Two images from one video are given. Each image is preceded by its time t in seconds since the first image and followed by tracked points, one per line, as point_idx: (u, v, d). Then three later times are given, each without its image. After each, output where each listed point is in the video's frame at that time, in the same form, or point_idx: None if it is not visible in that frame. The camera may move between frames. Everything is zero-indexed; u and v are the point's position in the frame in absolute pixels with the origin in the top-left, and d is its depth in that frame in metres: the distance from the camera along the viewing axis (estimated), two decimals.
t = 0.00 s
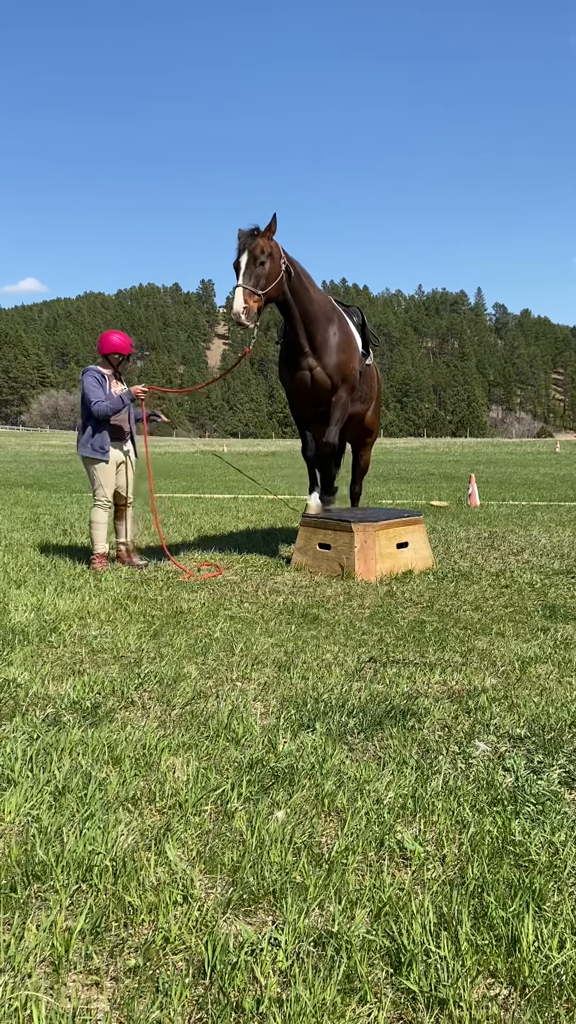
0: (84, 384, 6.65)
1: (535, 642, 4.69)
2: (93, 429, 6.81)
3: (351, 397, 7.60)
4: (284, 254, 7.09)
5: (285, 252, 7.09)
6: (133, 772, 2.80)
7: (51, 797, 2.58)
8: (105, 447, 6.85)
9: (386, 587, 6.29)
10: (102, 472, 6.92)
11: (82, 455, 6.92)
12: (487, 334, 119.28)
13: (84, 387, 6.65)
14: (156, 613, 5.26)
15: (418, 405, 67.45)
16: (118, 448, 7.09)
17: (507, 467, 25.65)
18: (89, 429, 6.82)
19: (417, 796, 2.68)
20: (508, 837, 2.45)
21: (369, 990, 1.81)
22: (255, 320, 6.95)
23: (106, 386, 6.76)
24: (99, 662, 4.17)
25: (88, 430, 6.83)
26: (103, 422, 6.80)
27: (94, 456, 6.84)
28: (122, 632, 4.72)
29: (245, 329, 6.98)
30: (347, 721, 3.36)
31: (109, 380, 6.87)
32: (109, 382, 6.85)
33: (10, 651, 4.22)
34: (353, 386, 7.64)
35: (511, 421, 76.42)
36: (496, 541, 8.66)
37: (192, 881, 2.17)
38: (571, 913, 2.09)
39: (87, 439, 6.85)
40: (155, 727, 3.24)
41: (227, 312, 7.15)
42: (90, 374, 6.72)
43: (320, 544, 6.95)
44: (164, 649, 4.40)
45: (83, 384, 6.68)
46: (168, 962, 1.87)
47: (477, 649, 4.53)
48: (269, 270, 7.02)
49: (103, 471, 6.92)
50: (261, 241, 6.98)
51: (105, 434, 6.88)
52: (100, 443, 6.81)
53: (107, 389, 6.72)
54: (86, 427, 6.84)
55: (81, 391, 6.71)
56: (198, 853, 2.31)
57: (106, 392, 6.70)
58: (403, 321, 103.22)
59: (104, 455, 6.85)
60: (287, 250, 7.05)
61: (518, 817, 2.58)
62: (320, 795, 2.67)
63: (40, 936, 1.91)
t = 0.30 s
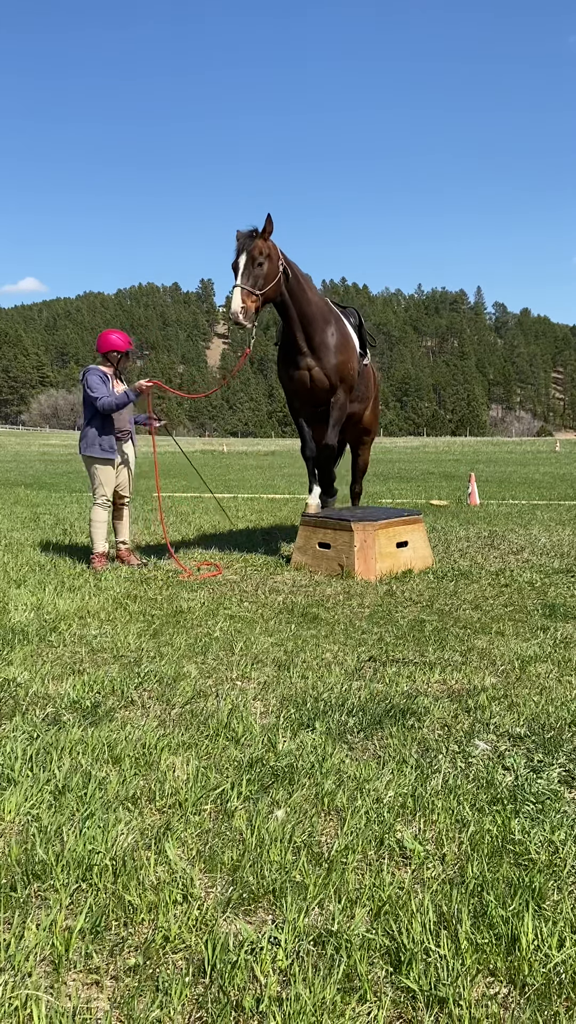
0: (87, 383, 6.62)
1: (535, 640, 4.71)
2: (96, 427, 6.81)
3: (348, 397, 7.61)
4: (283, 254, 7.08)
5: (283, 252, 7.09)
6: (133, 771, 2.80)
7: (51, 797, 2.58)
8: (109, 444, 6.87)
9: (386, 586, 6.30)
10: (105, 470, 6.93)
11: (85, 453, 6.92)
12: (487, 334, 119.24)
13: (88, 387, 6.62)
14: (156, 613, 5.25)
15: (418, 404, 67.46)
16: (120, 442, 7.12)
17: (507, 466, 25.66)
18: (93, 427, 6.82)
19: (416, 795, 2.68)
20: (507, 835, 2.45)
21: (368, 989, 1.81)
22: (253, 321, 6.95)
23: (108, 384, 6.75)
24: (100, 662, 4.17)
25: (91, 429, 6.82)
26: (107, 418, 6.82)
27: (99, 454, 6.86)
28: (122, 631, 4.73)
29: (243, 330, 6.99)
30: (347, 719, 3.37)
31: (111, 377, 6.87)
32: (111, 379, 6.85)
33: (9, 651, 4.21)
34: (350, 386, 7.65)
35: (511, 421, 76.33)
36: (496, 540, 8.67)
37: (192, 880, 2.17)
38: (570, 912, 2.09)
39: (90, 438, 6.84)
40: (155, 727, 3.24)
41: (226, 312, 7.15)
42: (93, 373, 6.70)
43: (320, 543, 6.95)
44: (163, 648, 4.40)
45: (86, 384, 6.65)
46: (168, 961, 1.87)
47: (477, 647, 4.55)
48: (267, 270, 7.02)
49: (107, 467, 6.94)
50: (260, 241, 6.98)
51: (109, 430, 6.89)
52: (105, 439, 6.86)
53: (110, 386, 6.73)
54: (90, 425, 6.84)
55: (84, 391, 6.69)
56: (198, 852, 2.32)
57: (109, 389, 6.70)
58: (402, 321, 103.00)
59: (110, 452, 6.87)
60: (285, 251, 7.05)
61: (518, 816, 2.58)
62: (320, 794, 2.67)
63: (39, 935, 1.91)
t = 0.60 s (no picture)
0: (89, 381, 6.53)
1: (535, 639, 4.71)
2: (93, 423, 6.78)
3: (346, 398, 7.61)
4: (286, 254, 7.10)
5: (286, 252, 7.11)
6: (133, 771, 2.81)
7: (52, 797, 2.59)
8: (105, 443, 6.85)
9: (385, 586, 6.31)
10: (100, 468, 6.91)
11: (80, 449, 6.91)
12: (486, 334, 118.43)
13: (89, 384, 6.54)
14: (156, 612, 5.26)
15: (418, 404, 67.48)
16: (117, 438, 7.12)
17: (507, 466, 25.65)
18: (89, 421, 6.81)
19: (417, 794, 2.68)
20: (508, 835, 2.45)
21: (369, 989, 1.81)
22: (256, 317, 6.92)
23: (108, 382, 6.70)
24: (100, 662, 4.17)
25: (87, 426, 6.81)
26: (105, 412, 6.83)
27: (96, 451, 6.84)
28: (122, 631, 4.74)
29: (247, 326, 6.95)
30: (347, 719, 3.38)
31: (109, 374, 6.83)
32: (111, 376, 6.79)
33: (10, 651, 4.21)
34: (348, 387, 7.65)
35: (511, 421, 76.27)
36: (496, 540, 8.67)
37: (192, 879, 2.17)
38: (570, 911, 2.09)
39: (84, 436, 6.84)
40: (155, 727, 3.25)
41: (229, 309, 7.11)
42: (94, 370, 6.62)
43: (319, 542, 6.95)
44: (164, 647, 4.41)
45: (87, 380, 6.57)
46: (168, 961, 1.88)
47: (477, 647, 4.55)
48: (271, 269, 7.03)
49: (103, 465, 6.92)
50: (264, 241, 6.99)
51: (105, 425, 6.92)
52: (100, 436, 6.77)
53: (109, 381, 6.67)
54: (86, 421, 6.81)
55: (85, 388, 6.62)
56: (199, 851, 2.32)
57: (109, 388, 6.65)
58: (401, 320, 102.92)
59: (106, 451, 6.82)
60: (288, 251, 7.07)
61: (518, 815, 2.58)
62: (320, 793, 2.67)
63: (40, 935, 1.91)
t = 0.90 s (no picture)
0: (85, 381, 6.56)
1: (535, 639, 4.71)
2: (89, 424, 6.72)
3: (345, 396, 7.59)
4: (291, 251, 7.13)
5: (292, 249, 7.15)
6: (133, 771, 2.81)
7: (51, 797, 2.58)
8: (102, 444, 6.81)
9: (385, 585, 6.30)
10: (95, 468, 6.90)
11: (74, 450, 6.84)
12: (486, 334, 118.51)
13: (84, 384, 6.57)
14: (155, 612, 5.26)
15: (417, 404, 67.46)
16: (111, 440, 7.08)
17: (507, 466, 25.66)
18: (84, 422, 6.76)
19: (416, 794, 2.68)
20: (507, 834, 2.45)
21: (368, 988, 1.82)
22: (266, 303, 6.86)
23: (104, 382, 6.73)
24: (99, 662, 4.17)
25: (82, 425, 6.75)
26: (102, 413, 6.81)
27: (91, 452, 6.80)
28: (122, 631, 4.74)
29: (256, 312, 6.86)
30: (347, 718, 3.38)
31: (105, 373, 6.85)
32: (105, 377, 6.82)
33: (9, 651, 4.21)
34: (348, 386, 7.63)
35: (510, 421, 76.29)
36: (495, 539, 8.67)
37: (192, 879, 2.17)
38: (569, 911, 2.09)
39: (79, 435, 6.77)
40: (154, 727, 3.25)
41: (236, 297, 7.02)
42: (89, 370, 6.65)
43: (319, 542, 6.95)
44: (164, 648, 4.41)
45: (82, 380, 6.60)
46: (167, 960, 1.87)
47: (476, 647, 4.55)
48: (279, 263, 7.01)
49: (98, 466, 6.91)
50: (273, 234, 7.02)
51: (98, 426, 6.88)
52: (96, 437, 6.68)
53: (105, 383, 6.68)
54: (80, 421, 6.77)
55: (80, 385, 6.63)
56: (198, 851, 2.32)
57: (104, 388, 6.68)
58: (400, 321, 103.00)
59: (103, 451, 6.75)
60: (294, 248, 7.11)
61: (517, 815, 2.58)
62: (320, 793, 2.67)
63: (39, 935, 1.91)
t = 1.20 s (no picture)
0: (83, 384, 6.57)
1: (534, 639, 4.72)
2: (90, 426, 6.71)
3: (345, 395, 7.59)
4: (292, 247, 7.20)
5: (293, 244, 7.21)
6: (132, 770, 2.81)
7: (51, 796, 2.59)
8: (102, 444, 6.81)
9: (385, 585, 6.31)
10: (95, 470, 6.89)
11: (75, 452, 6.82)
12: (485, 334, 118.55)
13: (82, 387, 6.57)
14: (155, 612, 5.27)
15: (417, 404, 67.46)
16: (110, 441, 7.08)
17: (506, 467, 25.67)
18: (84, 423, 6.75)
19: (415, 794, 2.68)
20: (507, 834, 2.45)
21: (367, 988, 1.82)
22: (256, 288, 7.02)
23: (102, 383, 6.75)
24: (99, 661, 4.18)
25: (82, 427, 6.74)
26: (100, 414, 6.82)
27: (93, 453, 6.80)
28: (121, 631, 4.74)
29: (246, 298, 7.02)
30: (346, 718, 3.38)
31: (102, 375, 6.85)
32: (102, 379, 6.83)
33: (9, 651, 4.22)
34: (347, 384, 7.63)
35: (510, 421, 76.33)
36: (495, 539, 8.68)
37: (191, 879, 2.17)
38: (568, 911, 2.09)
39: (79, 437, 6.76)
40: (154, 726, 3.25)
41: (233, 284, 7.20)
42: (86, 372, 6.65)
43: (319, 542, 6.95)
44: (163, 648, 4.41)
45: (80, 383, 6.60)
46: (166, 960, 1.87)
47: (476, 646, 4.55)
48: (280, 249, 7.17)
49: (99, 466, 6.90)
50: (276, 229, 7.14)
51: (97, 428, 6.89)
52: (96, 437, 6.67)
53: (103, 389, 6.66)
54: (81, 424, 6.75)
55: (78, 389, 6.64)
56: (197, 851, 2.32)
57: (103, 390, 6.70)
58: (400, 321, 103.09)
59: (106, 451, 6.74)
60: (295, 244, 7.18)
61: (516, 815, 2.58)
62: (319, 792, 2.68)
63: (38, 935, 1.91)
